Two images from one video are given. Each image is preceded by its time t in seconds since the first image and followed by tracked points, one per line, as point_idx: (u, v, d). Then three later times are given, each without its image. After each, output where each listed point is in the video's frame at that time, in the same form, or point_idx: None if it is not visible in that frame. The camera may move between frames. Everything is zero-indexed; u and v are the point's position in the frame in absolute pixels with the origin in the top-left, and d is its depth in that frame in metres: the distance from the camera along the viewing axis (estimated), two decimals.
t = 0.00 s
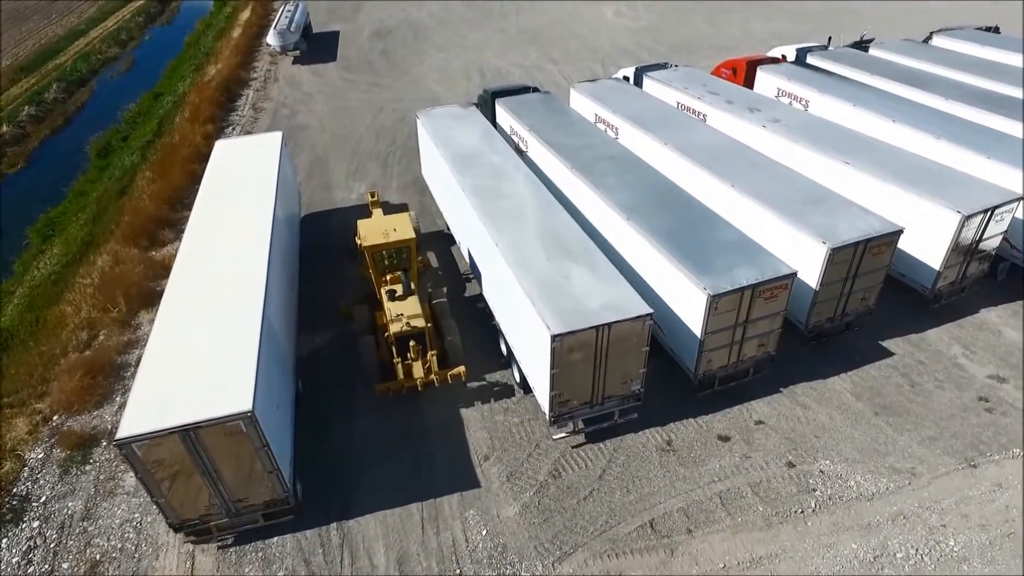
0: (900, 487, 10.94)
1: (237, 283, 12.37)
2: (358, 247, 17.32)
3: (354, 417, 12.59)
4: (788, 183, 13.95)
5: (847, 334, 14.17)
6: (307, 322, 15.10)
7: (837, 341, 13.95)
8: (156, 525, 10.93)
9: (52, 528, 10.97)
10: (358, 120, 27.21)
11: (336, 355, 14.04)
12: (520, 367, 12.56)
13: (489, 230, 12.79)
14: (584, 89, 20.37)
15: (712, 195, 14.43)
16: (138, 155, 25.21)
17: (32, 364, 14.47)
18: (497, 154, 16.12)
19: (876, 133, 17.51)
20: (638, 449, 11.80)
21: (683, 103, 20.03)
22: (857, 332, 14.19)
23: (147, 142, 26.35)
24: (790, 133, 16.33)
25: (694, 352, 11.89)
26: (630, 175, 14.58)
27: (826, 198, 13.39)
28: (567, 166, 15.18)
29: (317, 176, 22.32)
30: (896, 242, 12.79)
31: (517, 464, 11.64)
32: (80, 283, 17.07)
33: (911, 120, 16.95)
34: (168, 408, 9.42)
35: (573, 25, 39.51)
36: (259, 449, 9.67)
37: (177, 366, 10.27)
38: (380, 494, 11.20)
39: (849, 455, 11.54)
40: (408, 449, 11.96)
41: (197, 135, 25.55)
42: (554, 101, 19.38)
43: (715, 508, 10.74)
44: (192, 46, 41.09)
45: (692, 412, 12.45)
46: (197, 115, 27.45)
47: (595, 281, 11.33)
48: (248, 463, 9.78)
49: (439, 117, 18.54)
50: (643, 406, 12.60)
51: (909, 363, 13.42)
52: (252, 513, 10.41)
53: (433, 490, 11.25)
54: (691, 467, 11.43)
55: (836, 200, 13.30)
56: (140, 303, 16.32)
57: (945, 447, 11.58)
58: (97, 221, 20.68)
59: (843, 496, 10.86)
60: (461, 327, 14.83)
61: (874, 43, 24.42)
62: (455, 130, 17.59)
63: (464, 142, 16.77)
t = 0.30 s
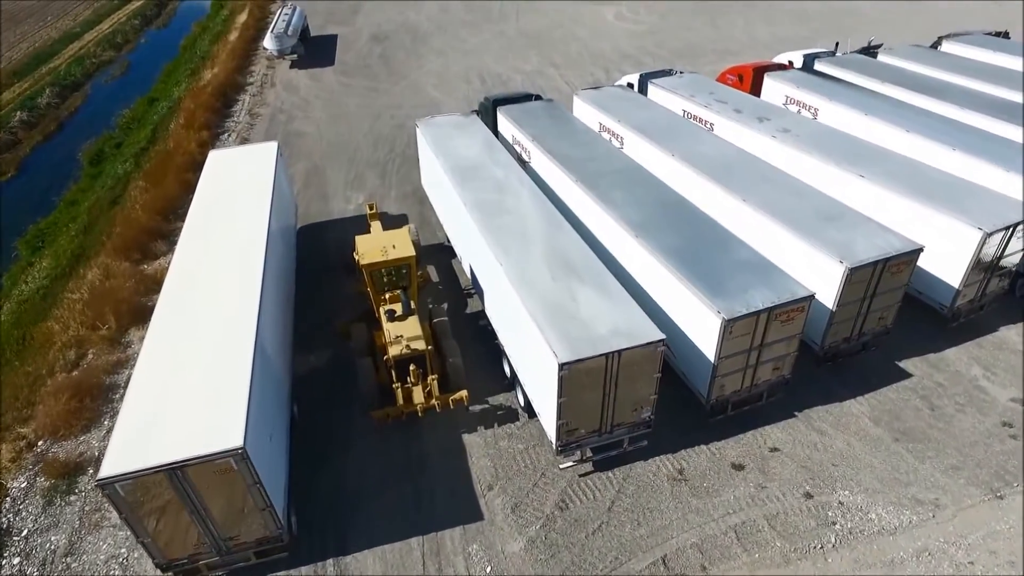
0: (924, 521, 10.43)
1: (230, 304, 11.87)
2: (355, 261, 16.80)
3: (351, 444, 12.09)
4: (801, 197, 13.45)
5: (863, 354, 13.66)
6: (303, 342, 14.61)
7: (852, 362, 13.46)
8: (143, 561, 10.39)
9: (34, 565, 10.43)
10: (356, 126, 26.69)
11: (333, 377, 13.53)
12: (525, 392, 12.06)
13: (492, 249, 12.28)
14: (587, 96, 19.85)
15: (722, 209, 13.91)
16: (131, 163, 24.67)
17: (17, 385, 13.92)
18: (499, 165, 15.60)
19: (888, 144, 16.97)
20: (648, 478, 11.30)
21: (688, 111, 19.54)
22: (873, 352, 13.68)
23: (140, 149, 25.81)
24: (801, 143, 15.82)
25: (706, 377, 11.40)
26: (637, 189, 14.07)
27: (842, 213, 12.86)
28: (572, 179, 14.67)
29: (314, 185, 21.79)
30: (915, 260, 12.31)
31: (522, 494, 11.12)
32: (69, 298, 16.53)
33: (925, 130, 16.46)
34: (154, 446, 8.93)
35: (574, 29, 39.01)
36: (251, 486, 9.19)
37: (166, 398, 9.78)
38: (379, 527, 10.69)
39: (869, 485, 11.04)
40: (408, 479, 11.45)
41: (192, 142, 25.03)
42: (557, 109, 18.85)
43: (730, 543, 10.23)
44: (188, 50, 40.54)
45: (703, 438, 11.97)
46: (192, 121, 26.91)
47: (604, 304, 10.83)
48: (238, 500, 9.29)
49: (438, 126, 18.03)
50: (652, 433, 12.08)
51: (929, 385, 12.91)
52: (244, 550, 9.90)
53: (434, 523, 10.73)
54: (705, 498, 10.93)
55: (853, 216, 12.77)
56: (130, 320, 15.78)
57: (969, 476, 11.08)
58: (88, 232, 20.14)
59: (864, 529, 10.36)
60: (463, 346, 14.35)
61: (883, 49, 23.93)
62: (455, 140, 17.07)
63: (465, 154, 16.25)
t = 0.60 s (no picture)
0: (952, 557, 9.90)
1: (220, 330, 11.33)
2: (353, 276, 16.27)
3: (348, 473, 11.56)
4: (817, 213, 12.96)
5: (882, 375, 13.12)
6: (299, 362, 14.08)
7: (869, 384, 12.95)
8: None
9: None
10: (354, 133, 26.16)
11: (330, 401, 13.01)
12: (530, 417, 11.53)
13: (496, 268, 11.74)
14: (592, 104, 19.33)
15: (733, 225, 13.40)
16: (124, 170, 24.11)
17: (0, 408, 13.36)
18: (502, 178, 15.07)
19: (902, 155, 16.49)
20: (660, 510, 10.78)
21: (696, 119, 19.03)
22: (892, 374, 13.16)
23: (134, 156, 25.25)
24: (815, 155, 15.31)
25: (721, 404, 10.88)
26: (646, 204, 13.56)
27: (861, 231, 12.44)
28: (578, 193, 14.16)
29: (312, 194, 21.23)
30: (937, 280, 11.80)
31: (528, 527, 10.60)
32: (57, 315, 15.99)
33: (941, 140, 15.96)
34: (138, 487, 8.48)
35: (575, 32, 38.51)
36: (241, 528, 8.71)
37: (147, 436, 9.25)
38: (377, 563, 10.14)
39: (892, 518, 10.51)
40: (408, 511, 10.92)
41: (186, 149, 24.48)
42: (562, 118, 18.32)
43: None
44: (184, 53, 39.98)
45: (717, 466, 11.46)
46: (187, 128, 26.36)
47: (613, 329, 10.32)
48: (228, 542, 8.87)
49: (439, 136, 17.51)
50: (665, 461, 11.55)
51: (951, 409, 12.39)
52: None
53: (435, 559, 10.19)
54: (720, 532, 10.40)
55: (872, 234, 12.33)
56: (120, 338, 15.22)
57: (997, 509, 10.56)
58: (78, 244, 19.58)
59: (889, 567, 9.83)
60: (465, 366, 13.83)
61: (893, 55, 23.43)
62: (456, 150, 16.53)
63: (467, 165, 15.70)
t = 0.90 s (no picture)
0: None
1: (209, 360, 10.98)
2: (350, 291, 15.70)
3: (345, 505, 11.01)
4: (834, 229, 12.41)
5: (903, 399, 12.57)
6: (294, 384, 13.53)
7: (889, 408, 12.41)
8: None
9: None
10: (352, 140, 25.59)
11: (326, 427, 12.47)
12: (536, 446, 10.97)
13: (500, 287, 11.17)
14: (596, 112, 18.78)
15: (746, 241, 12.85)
16: (115, 178, 23.49)
17: None
18: (505, 190, 14.52)
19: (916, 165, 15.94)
20: (674, 546, 10.21)
21: (703, 127, 18.47)
22: (913, 397, 12.60)
23: (126, 163, 24.65)
24: (828, 166, 14.75)
25: (738, 434, 10.32)
26: (655, 219, 13.02)
27: (880, 248, 11.87)
28: (584, 207, 13.60)
29: (308, 203, 20.65)
30: (962, 301, 11.26)
31: (535, 565, 10.03)
32: (43, 332, 15.39)
33: (959, 151, 15.43)
34: (120, 534, 8.32)
35: (577, 35, 37.96)
36: None
37: (130, 488, 8.87)
38: None
39: (919, 555, 9.95)
40: (407, 547, 10.37)
41: (180, 156, 23.90)
42: (565, 126, 17.77)
43: None
44: (180, 56, 39.36)
45: (732, 498, 10.92)
46: (181, 134, 25.76)
47: (623, 357, 9.77)
48: None
49: (439, 145, 16.95)
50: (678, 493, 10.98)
51: (976, 434, 11.84)
52: None
53: None
54: (738, 571, 9.83)
55: (893, 251, 11.78)
56: (108, 356, 14.63)
57: None
58: (67, 256, 18.97)
59: None
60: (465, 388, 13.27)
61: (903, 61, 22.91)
62: (457, 161, 15.96)
63: (468, 177, 15.14)
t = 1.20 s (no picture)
0: None
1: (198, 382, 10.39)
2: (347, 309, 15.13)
3: (341, 542, 10.42)
4: (854, 249, 11.90)
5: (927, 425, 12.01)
6: (288, 408, 12.96)
7: (911, 435, 11.86)
8: None
9: None
10: (350, 147, 25.02)
11: (322, 456, 11.91)
12: (543, 479, 10.38)
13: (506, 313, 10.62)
14: (601, 121, 18.24)
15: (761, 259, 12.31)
16: (107, 186, 22.86)
17: None
18: (509, 204, 14.00)
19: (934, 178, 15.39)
20: None
21: (712, 137, 17.92)
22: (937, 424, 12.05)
23: (118, 170, 24.02)
24: (844, 179, 14.22)
25: (757, 469, 9.74)
26: (667, 238, 12.55)
27: (903, 270, 11.38)
28: (592, 223, 13.06)
29: (304, 214, 20.06)
30: (992, 326, 10.72)
31: None
32: (27, 351, 14.77)
33: (980, 163, 14.88)
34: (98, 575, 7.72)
35: (579, 39, 37.41)
36: None
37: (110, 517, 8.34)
38: None
39: None
40: None
41: (174, 164, 23.28)
42: (570, 136, 17.22)
43: None
44: (176, 60, 38.73)
45: (749, 534, 10.36)
46: (174, 141, 25.13)
47: (637, 389, 9.24)
48: None
49: (440, 156, 16.41)
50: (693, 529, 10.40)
51: (1005, 464, 11.28)
52: None
53: None
54: None
55: (917, 273, 11.25)
56: (94, 378, 14.00)
57: None
58: (55, 268, 18.37)
59: None
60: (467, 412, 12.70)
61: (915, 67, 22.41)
62: (459, 174, 15.43)
63: (471, 191, 14.61)
